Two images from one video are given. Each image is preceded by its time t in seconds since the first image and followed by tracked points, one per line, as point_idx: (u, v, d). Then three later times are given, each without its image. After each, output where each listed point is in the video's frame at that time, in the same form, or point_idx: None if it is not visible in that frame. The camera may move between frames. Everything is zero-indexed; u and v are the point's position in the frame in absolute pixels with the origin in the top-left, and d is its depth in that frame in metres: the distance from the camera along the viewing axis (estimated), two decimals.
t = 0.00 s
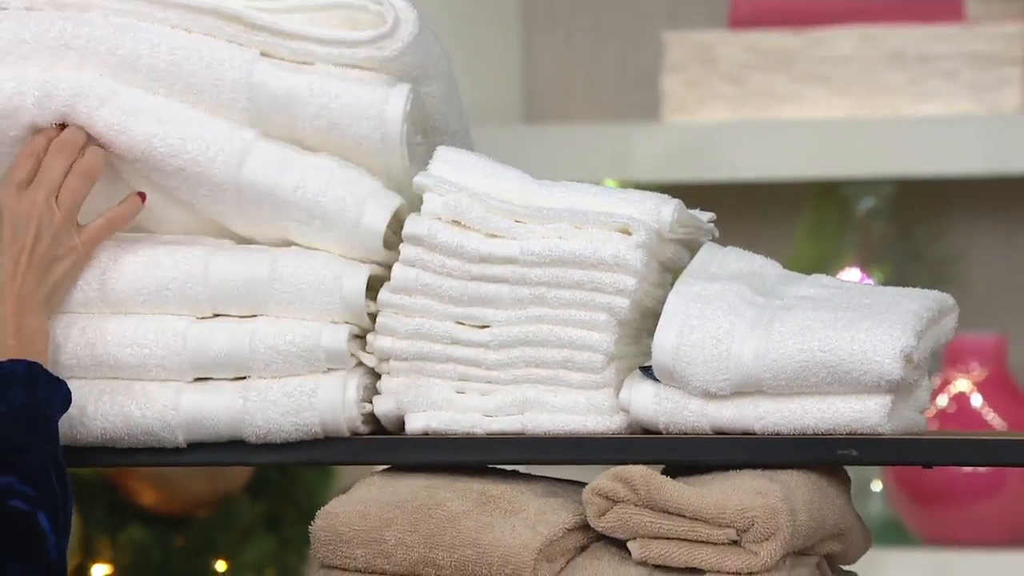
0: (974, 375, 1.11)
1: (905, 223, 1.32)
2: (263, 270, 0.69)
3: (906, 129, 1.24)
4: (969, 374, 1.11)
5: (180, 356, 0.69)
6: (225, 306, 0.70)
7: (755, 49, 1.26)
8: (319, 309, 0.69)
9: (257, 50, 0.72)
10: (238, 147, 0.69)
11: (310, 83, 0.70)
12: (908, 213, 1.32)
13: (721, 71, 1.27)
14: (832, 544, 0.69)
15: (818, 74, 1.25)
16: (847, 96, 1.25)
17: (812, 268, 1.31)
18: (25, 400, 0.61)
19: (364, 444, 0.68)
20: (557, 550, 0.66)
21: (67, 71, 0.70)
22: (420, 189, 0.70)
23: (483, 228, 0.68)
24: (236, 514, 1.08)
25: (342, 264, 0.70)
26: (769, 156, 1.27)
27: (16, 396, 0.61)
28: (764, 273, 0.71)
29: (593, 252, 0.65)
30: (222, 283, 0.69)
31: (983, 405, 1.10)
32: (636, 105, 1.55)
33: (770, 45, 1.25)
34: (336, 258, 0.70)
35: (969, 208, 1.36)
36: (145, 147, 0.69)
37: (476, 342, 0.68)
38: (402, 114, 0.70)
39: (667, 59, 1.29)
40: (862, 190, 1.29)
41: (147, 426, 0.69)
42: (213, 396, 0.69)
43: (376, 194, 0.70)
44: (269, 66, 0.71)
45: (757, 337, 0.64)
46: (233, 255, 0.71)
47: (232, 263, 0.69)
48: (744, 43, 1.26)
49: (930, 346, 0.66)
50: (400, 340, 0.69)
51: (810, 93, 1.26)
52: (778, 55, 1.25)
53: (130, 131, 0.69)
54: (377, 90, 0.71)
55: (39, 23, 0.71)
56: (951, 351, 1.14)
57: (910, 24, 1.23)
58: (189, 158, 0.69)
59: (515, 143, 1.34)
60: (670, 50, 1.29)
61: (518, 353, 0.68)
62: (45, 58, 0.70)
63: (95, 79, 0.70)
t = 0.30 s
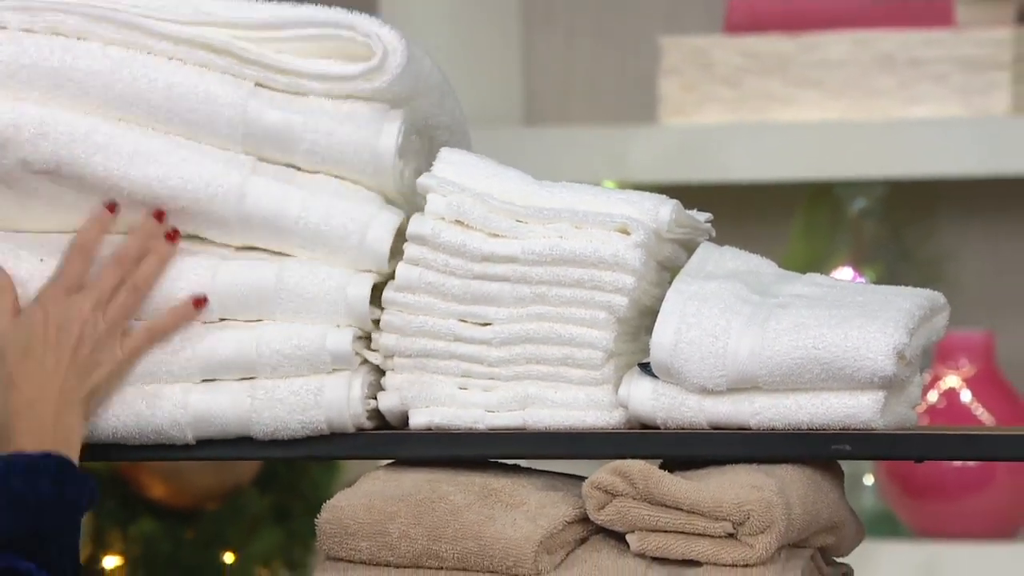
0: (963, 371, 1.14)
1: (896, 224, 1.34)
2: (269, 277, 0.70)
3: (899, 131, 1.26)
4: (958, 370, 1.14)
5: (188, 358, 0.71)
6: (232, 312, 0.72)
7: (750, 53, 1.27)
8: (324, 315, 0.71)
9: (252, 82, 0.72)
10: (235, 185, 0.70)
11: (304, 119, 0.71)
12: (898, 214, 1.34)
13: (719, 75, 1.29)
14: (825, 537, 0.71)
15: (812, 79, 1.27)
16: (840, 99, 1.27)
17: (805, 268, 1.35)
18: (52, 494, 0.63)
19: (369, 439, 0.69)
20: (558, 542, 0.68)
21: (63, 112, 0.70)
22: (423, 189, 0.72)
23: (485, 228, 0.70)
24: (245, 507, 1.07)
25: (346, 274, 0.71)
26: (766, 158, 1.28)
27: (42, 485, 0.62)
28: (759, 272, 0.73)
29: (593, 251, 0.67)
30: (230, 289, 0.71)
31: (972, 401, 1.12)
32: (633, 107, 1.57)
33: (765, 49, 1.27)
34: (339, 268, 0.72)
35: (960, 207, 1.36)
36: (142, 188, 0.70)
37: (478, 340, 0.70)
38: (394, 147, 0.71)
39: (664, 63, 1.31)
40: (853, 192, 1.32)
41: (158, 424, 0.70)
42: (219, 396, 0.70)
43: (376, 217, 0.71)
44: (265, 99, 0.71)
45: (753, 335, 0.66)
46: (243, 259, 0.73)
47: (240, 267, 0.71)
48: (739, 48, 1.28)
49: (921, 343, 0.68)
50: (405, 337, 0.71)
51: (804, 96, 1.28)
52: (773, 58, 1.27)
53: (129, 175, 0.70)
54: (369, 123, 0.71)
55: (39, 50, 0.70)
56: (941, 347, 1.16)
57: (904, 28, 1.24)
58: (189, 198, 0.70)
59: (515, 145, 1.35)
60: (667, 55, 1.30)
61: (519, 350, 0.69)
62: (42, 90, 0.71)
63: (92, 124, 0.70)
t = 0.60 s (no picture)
0: (954, 367, 1.23)
1: (889, 224, 1.40)
2: (279, 259, 0.72)
3: (893, 133, 1.28)
4: (949, 366, 1.22)
5: (199, 353, 0.72)
6: (244, 295, 0.73)
7: (747, 57, 1.28)
8: (330, 305, 0.72)
9: (259, 95, 0.74)
10: (244, 190, 0.71)
11: (310, 129, 0.72)
12: (892, 213, 1.40)
13: (716, 77, 1.30)
14: (820, 528, 0.72)
15: (807, 80, 1.28)
16: (836, 99, 1.28)
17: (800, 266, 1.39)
18: (65, 515, 0.65)
19: (377, 432, 0.71)
20: (560, 534, 0.69)
21: (74, 130, 0.72)
22: (429, 189, 0.73)
23: (488, 227, 0.71)
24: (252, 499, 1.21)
25: (353, 268, 0.72)
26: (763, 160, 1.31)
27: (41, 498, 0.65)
28: (756, 269, 0.75)
29: (594, 250, 0.69)
30: (239, 270, 0.72)
31: (963, 395, 1.21)
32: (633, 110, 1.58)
33: (762, 51, 1.28)
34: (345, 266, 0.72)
35: (951, 207, 1.41)
36: (151, 196, 0.72)
37: (482, 336, 0.71)
38: (399, 154, 0.73)
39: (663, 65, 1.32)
40: (847, 192, 1.37)
41: (169, 416, 0.72)
42: (229, 390, 0.72)
43: (383, 216, 0.72)
44: (272, 111, 0.73)
45: (751, 331, 0.67)
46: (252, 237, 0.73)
47: (249, 253, 0.72)
48: (735, 52, 1.29)
49: (915, 339, 0.70)
50: (410, 333, 0.72)
51: (799, 97, 1.29)
52: (769, 59, 1.28)
53: (138, 186, 0.72)
54: (374, 133, 0.73)
55: (53, 68, 0.72)
56: (934, 344, 1.25)
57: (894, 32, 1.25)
58: (198, 204, 0.72)
59: (516, 145, 1.37)
60: (665, 57, 1.31)
61: (522, 346, 0.71)
62: (54, 107, 0.73)
63: (102, 140, 0.72)
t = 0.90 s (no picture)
0: (952, 362, 1.25)
1: (889, 224, 1.41)
2: (284, 205, 0.73)
3: (894, 133, 1.29)
4: (947, 361, 1.25)
5: (210, 347, 0.74)
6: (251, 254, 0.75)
7: (749, 61, 1.31)
8: (332, 252, 0.73)
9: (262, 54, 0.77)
10: (253, 135, 0.74)
11: (315, 83, 0.75)
12: (891, 213, 1.41)
13: (719, 79, 1.33)
14: (819, 520, 0.74)
15: (807, 83, 1.31)
16: (836, 101, 1.30)
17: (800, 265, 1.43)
18: (83, 471, 0.67)
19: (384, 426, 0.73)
20: (564, 526, 0.71)
21: (85, 94, 0.75)
22: (434, 188, 0.75)
23: (493, 226, 0.73)
24: (267, 490, 1.12)
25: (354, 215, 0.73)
26: (762, 159, 1.32)
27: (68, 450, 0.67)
28: (755, 267, 0.76)
29: (596, 248, 0.70)
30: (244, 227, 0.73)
31: (959, 390, 1.23)
32: (636, 113, 1.61)
33: (766, 58, 1.31)
34: (351, 209, 0.74)
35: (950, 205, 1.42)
36: (161, 148, 0.74)
37: (487, 332, 0.73)
38: (401, 105, 0.75)
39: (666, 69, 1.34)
40: (845, 190, 1.39)
41: (181, 410, 0.74)
42: (242, 381, 0.74)
43: (386, 164, 0.75)
44: (276, 68, 0.76)
45: (750, 327, 0.69)
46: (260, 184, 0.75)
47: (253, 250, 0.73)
48: (738, 55, 1.32)
49: (909, 335, 0.71)
50: (417, 329, 0.74)
51: (799, 99, 1.31)
52: (770, 65, 1.31)
53: (149, 139, 0.74)
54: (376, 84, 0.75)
55: (63, 40, 0.75)
56: (930, 340, 1.27)
57: (891, 36, 1.28)
58: (209, 153, 0.74)
59: (524, 145, 1.39)
60: (669, 61, 1.34)
61: (526, 342, 0.73)
62: (64, 77, 0.75)
63: (111, 100, 0.75)
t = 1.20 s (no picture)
0: (954, 357, 1.27)
1: (893, 221, 1.43)
2: (301, 268, 0.74)
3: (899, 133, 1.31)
4: (949, 356, 1.27)
5: (231, 345, 0.73)
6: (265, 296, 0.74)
7: (758, 62, 1.31)
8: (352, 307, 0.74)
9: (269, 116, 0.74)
10: (261, 206, 0.74)
11: (321, 148, 0.73)
12: (896, 212, 1.43)
13: (728, 81, 1.33)
14: (825, 511, 0.75)
15: (812, 85, 1.32)
16: (841, 102, 1.32)
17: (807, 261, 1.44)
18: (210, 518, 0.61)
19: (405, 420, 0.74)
20: (576, 517, 0.73)
21: (97, 164, 0.75)
22: (450, 187, 0.77)
23: (508, 225, 0.75)
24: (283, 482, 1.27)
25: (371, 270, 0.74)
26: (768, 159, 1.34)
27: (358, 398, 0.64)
28: (763, 265, 0.78)
29: (608, 246, 0.72)
30: (261, 277, 0.74)
31: (962, 383, 1.25)
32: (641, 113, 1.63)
33: (772, 58, 1.31)
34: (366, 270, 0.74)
35: (953, 206, 1.45)
36: (173, 220, 0.75)
37: (501, 328, 0.75)
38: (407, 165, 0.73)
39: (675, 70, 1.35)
40: (851, 189, 1.40)
41: (202, 407, 0.74)
42: (259, 382, 0.74)
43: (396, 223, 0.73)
44: (282, 132, 0.74)
45: (758, 324, 0.71)
46: (274, 249, 0.75)
47: (274, 259, 0.74)
48: (746, 57, 1.32)
49: (914, 331, 0.73)
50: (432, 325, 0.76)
51: (806, 100, 1.33)
52: (778, 66, 1.31)
53: (162, 211, 0.74)
54: (382, 146, 0.73)
55: (74, 103, 0.74)
56: (934, 336, 1.28)
57: (896, 38, 1.29)
58: (221, 224, 0.74)
59: (539, 146, 1.40)
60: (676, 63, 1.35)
61: (539, 339, 0.74)
62: (77, 142, 0.75)
63: (124, 170, 0.74)
